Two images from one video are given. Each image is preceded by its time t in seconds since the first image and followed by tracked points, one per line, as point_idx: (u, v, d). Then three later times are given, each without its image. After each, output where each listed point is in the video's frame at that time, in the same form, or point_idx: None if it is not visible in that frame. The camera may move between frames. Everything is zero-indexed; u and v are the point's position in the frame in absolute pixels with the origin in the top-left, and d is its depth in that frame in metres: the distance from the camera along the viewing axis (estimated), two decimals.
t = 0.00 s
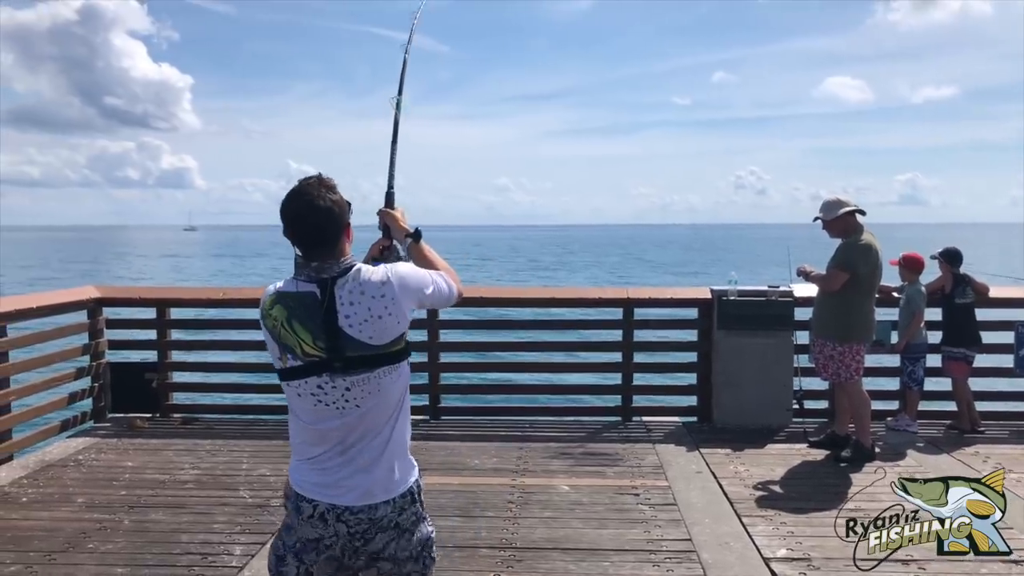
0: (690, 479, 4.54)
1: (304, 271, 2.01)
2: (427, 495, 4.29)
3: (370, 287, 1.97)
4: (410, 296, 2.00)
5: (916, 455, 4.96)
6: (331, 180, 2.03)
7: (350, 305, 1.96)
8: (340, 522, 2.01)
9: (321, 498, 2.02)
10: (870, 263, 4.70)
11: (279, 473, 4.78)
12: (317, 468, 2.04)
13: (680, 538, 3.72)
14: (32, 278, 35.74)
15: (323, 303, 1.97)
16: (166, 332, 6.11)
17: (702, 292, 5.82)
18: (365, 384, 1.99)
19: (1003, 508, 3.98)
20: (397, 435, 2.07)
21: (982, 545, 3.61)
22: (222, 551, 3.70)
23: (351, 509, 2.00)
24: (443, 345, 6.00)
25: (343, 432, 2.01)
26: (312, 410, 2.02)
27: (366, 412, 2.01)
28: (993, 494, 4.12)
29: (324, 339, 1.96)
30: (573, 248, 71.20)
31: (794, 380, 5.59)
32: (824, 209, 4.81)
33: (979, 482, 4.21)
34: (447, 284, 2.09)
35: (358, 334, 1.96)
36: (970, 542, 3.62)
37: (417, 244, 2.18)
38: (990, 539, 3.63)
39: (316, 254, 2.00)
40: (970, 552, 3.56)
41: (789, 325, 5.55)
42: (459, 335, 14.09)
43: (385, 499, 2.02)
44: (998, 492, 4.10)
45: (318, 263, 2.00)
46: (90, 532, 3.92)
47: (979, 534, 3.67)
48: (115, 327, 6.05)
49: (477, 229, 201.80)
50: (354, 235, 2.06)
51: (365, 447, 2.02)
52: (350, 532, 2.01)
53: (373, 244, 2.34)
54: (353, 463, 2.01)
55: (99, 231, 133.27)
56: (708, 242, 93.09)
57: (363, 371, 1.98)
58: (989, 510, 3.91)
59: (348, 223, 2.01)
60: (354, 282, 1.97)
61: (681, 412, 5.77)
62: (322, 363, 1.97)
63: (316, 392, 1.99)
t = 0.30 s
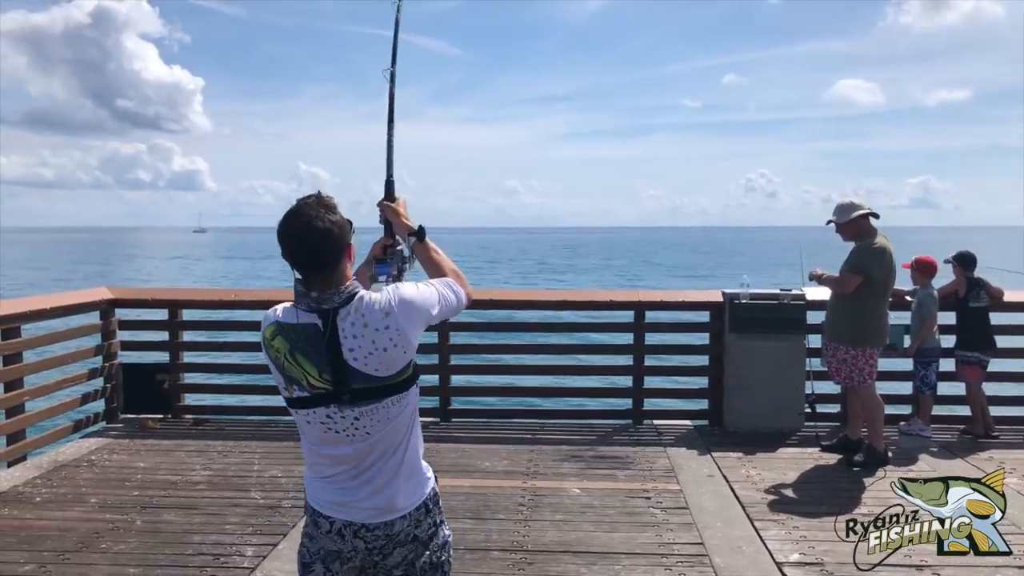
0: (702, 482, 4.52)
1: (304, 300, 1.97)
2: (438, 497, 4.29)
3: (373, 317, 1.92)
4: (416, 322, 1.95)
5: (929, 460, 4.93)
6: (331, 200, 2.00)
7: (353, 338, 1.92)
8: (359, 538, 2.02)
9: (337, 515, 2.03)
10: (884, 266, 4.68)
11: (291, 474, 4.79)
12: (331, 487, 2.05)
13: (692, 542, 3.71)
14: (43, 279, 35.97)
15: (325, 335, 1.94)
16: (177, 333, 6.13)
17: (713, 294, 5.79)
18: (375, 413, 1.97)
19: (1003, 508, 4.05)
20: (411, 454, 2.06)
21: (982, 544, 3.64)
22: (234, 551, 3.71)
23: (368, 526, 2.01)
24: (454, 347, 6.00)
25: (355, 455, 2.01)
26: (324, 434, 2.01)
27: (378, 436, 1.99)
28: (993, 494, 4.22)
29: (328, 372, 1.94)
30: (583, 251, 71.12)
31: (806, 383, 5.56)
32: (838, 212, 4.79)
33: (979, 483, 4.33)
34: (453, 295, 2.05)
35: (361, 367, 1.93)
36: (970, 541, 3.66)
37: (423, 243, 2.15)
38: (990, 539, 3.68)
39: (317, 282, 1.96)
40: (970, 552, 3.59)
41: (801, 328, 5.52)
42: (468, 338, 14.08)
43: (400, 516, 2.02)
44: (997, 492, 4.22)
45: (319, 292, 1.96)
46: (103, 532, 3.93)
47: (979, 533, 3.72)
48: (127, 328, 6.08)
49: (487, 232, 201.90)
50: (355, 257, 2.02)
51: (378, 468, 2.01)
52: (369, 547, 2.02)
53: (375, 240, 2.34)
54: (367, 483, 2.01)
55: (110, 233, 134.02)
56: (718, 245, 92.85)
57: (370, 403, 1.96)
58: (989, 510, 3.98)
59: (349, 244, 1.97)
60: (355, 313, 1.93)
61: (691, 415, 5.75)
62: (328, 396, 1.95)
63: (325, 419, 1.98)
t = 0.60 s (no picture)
0: (720, 484, 4.50)
1: (319, 324, 1.96)
2: (455, 497, 4.30)
3: (388, 347, 1.90)
4: (432, 348, 1.93)
5: (950, 463, 4.88)
6: (348, 223, 1.97)
7: (367, 366, 1.91)
8: (376, 547, 2.03)
9: (354, 525, 2.04)
10: (906, 266, 4.64)
11: (308, 473, 4.81)
12: (347, 498, 2.06)
13: (709, 544, 3.69)
14: (65, 277, 36.37)
15: (340, 361, 1.94)
16: (197, 332, 6.17)
17: (732, 295, 5.76)
18: (389, 431, 1.97)
19: (1002, 508, 4.04)
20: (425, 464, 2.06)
21: (983, 545, 3.63)
22: (252, 549, 3.73)
23: (385, 535, 2.02)
24: (471, 347, 6.01)
25: (369, 469, 2.00)
26: (338, 448, 2.01)
27: (392, 450, 1.99)
28: (993, 494, 4.20)
29: (342, 398, 1.94)
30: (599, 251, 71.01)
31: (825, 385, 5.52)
32: (859, 213, 4.75)
33: (979, 482, 4.30)
34: (469, 311, 2.03)
35: (375, 394, 1.93)
36: (970, 542, 3.65)
37: (439, 252, 2.15)
38: (990, 539, 3.66)
39: (332, 308, 1.95)
40: (970, 552, 3.58)
41: (820, 330, 5.48)
42: (484, 338, 14.10)
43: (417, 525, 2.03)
44: (998, 492, 4.19)
45: (334, 317, 1.95)
46: (123, 529, 3.97)
47: (979, 534, 3.70)
48: (147, 326, 6.13)
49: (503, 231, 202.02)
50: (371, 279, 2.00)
51: (394, 480, 2.02)
52: (386, 554, 2.03)
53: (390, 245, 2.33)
54: (383, 495, 2.02)
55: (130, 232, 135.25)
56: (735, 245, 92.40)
57: (383, 428, 1.96)
58: (989, 510, 3.98)
59: (366, 269, 1.95)
60: (369, 342, 1.91)
61: (709, 417, 5.73)
62: (341, 418, 1.96)
63: (339, 435, 1.98)
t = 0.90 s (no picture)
0: (729, 496, 4.48)
1: (335, 314, 1.97)
2: (463, 508, 4.29)
3: (399, 342, 1.91)
4: (440, 348, 1.95)
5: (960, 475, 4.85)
6: (386, 220, 2.01)
7: (378, 359, 1.91)
8: (375, 546, 2.02)
9: (355, 524, 2.04)
10: (916, 279, 4.63)
11: (317, 483, 4.81)
12: (349, 496, 2.05)
13: (718, 556, 3.68)
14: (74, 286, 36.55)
15: (350, 352, 1.94)
16: (206, 341, 6.19)
17: (741, 306, 5.75)
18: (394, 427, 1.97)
19: (1002, 509, 4.14)
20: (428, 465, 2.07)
21: (982, 545, 3.74)
22: (260, 559, 3.73)
23: (386, 535, 2.02)
24: (479, 357, 6.00)
25: (373, 464, 2.01)
26: (343, 443, 2.02)
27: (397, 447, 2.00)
28: (993, 494, 4.29)
29: (351, 390, 1.94)
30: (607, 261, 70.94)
31: (834, 397, 5.50)
32: (867, 224, 4.73)
33: (979, 483, 4.37)
34: (477, 318, 2.04)
35: (384, 389, 1.93)
36: (970, 542, 3.77)
37: (453, 260, 2.16)
38: (990, 539, 3.77)
39: (351, 297, 1.96)
40: (970, 552, 3.69)
41: (830, 341, 5.46)
42: (492, 348, 14.10)
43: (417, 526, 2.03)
44: (998, 492, 4.28)
45: (352, 308, 1.96)
46: (132, 538, 3.98)
47: (979, 534, 3.82)
48: (157, 335, 6.15)
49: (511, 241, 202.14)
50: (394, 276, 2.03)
51: (397, 478, 2.02)
52: (385, 555, 2.02)
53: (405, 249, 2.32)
54: (385, 493, 2.02)
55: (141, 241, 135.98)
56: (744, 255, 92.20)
57: (390, 422, 1.96)
58: (989, 510, 4.08)
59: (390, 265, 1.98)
60: (381, 336, 1.92)
61: (718, 428, 5.71)
62: (348, 411, 1.96)
63: (345, 429, 1.99)
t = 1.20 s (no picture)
0: (732, 500, 4.47)
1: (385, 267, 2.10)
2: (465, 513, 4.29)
3: (440, 298, 2.05)
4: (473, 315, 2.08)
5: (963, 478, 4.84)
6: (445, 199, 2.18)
7: (417, 310, 2.04)
8: (389, 519, 2.07)
9: (370, 494, 2.08)
10: (917, 283, 4.63)
11: (319, 488, 4.81)
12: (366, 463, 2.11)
13: (721, 560, 3.67)
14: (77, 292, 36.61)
15: (392, 301, 2.05)
16: (209, 347, 6.20)
17: (743, 309, 5.74)
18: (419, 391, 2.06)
19: (1003, 508, 4.15)
20: (446, 441, 2.13)
21: (982, 545, 3.76)
22: (263, 565, 3.73)
23: (400, 506, 2.07)
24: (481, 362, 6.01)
25: (394, 424, 2.07)
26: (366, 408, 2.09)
27: (416, 417, 2.07)
28: (993, 494, 4.31)
29: (387, 337, 2.03)
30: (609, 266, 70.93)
31: (837, 400, 5.49)
32: (867, 227, 4.73)
33: (978, 483, 4.37)
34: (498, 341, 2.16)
35: (417, 337, 2.03)
36: (970, 542, 3.78)
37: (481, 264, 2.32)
38: (990, 539, 3.78)
39: (401, 256, 2.10)
40: (970, 552, 3.71)
41: (832, 345, 5.45)
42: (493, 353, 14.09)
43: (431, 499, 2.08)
44: (997, 492, 4.29)
45: (401, 264, 2.10)
46: (134, 544, 3.98)
47: (979, 534, 3.82)
48: (159, 341, 6.16)
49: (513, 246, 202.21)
50: (441, 250, 2.17)
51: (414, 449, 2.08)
52: (399, 530, 2.08)
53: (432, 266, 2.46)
54: (401, 464, 2.08)
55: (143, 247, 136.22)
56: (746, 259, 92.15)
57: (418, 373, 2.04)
58: (989, 510, 4.08)
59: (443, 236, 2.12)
60: (424, 291, 2.05)
61: (720, 432, 5.70)
62: (379, 358, 2.04)
63: (371, 386, 2.06)
